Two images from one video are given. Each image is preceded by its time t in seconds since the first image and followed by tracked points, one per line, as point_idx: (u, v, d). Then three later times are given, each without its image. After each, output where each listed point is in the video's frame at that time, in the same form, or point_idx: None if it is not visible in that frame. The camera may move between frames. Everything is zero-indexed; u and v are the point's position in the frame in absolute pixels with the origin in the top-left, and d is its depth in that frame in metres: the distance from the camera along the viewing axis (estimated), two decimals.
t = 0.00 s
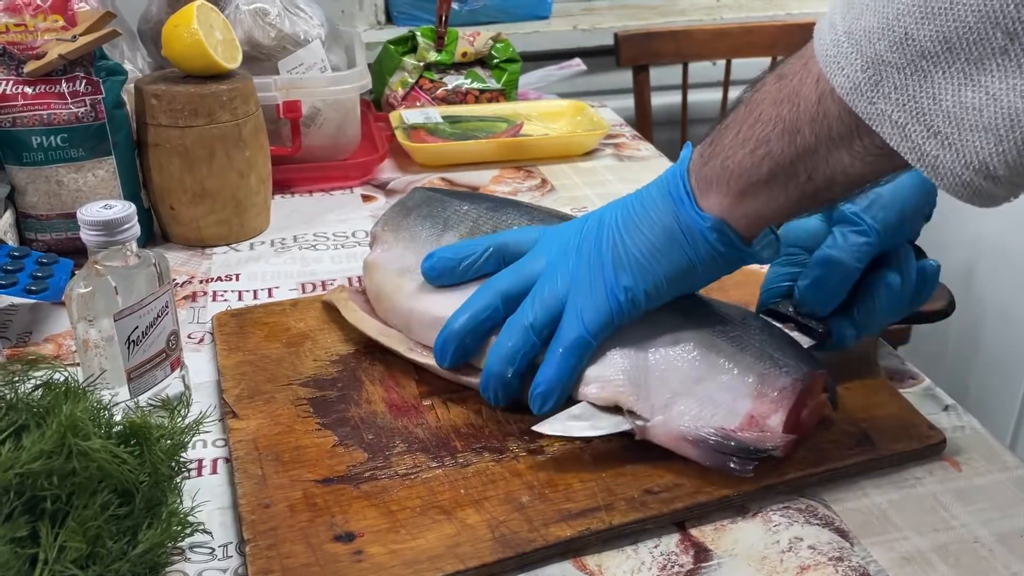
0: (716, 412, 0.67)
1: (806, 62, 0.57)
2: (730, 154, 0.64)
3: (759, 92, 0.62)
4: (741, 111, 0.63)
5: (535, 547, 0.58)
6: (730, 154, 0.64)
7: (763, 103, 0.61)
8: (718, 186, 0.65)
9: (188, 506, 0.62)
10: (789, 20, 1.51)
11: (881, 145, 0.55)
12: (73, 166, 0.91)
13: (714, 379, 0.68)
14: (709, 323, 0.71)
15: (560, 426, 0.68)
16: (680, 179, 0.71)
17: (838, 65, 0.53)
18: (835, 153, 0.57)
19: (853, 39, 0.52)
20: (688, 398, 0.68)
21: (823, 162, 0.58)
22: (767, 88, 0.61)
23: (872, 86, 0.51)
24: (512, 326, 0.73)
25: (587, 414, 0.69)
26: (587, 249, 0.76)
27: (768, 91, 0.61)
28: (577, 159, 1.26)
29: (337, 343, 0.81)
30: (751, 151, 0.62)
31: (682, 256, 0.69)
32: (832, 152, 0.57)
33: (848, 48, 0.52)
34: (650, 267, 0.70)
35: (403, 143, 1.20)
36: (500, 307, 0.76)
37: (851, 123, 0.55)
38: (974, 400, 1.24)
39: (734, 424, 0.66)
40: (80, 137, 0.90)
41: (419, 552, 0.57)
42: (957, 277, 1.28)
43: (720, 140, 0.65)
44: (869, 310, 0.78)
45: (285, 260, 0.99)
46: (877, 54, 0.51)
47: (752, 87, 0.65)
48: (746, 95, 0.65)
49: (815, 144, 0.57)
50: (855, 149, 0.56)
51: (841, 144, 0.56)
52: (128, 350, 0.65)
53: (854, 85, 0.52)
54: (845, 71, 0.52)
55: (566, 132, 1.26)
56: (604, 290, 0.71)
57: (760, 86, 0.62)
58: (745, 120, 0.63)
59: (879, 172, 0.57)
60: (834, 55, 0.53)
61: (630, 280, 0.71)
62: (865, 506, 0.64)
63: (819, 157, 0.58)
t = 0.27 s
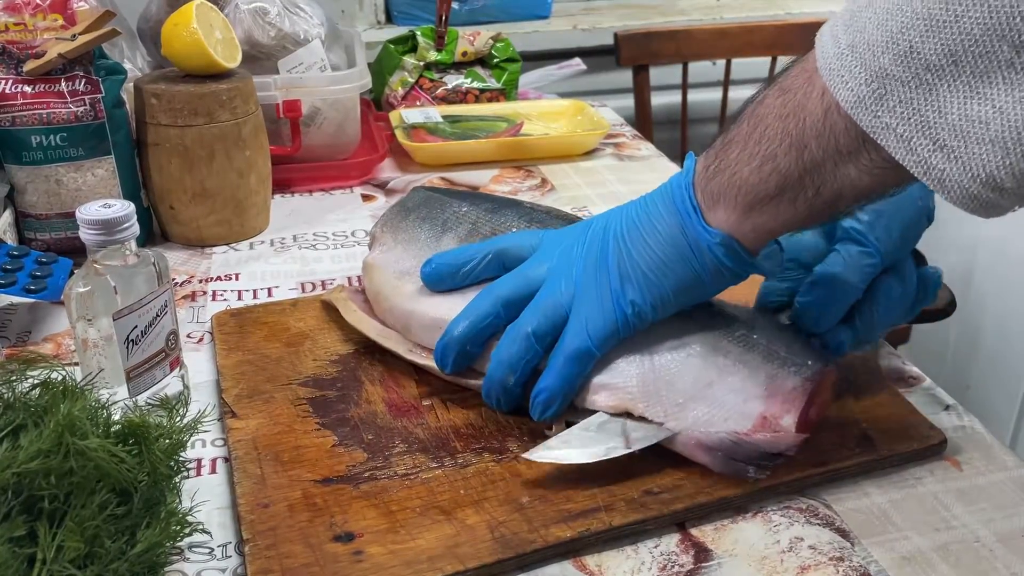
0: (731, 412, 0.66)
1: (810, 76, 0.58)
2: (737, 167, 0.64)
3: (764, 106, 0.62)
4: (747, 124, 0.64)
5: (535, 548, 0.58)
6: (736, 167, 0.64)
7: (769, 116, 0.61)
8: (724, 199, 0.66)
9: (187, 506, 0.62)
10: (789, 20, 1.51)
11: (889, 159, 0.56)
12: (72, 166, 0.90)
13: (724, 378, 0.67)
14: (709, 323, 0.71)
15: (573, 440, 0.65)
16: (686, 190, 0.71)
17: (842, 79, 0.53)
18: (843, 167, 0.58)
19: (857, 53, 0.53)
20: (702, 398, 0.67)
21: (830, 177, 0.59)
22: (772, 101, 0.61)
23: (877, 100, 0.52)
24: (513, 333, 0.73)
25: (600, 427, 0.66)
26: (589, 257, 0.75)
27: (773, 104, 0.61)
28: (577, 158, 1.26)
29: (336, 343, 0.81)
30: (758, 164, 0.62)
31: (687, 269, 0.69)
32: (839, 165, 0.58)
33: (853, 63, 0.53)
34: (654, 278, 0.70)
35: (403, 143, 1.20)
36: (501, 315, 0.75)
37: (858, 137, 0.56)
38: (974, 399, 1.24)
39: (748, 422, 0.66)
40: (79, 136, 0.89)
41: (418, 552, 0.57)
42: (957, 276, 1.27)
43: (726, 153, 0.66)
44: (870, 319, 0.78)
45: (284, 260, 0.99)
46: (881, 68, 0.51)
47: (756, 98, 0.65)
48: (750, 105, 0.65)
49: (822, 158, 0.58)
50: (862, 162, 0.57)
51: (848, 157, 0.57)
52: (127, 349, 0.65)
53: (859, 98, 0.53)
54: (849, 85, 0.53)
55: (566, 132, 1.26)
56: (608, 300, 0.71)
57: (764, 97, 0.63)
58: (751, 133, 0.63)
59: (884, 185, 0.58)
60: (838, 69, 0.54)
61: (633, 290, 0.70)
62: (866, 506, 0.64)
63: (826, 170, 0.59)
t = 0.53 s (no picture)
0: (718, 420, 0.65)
1: (818, 85, 0.58)
2: (746, 174, 0.64)
3: (772, 114, 0.62)
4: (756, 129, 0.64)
5: (534, 548, 0.58)
6: (745, 174, 0.64)
7: (778, 125, 0.61)
8: (733, 207, 0.66)
9: (186, 506, 0.62)
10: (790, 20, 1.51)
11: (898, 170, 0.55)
12: (72, 165, 0.90)
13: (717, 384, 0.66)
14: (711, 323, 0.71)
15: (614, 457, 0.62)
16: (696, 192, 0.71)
17: (851, 93, 0.53)
18: (852, 177, 0.58)
19: (867, 68, 0.53)
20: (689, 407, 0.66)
21: (839, 187, 0.59)
22: (782, 109, 0.61)
23: (887, 115, 0.52)
24: (516, 329, 0.72)
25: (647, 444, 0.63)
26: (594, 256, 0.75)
27: (781, 113, 0.61)
28: (577, 158, 1.26)
29: (336, 343, 0.81)
30: (767, 168, 0.62)
31: (695, 269, 0.69)
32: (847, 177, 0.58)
33: (863, 77, 0.53)
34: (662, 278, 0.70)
35: (403, 142, 1.20)
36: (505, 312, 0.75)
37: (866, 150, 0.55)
38: (974, 398, 1.23)
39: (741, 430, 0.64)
40: (78, 136, 0.89)
41: (418, 552, 0.57)
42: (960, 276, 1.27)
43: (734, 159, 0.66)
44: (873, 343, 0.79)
45: (284, 259, 0.99)
46: (891, 83, 0.51)
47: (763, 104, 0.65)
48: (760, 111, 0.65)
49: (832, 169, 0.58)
50: (872, 174, 0.57)
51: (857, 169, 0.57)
52: (127, 349, 0.65)
53: (868, 112, 0.52)
54: (858, 99, 0.53)
55: (567, 131, 1.26)
56: (614, 299, 0.70)
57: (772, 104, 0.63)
58: (759, 139, 0.63)
59: (893, 195, 0.58)
60: (847, 83, 0.54)
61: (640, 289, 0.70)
62: (866, 506, 0.64)
63: (835, 180, 0.58)
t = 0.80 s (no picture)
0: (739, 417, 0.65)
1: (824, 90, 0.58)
2: (750, 180, 0.64)
3: (778, 121, 0.62)
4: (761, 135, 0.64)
5: (536, 547, 0.58)
6: (749, 179, 0.64)
7: (784, 131, 0.61)
8: (737, 212, 0.66)
9: (188, 505, 0.62)
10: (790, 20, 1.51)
11: (903, 179, 0.56)
12: (73, 165, 0.90)
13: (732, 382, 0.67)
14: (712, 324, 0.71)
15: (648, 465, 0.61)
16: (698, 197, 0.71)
17: (858, 103, 0.53)
18: (856, 185, 0.58)
19: (874, 78, 0.52)
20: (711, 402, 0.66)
21: (843, 196, 0.59)
22: (787, 115, 0.61)
23: (896, 125, 0.51)
24: (517, 331, 0.72)
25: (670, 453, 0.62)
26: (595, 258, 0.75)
27: (787, 119, 0.61)
28: (578, 158, 1.26)
29: (337, 342, 0.81)
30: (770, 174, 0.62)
31: (696, 274, 0.69)
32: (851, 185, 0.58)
33: (870, 88, 0.52)
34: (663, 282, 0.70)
35: (403, 142, 1.20)
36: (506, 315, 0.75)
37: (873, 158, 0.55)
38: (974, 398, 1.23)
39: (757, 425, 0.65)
40: (79, 135, 0.89)
41: (419, 551, 0.57)
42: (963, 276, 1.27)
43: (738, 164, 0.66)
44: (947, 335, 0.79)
45: (284, 259, 0.99)
46: (900, 94, 0.51)
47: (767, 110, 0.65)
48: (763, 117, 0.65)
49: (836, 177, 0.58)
50: (876, 182, 0.57)
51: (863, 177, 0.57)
52: (128, 348, 0.65)
53: (877, 123, 0.52)
54: (866, 109, 0.52)
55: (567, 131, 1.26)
56: (615, 303, 0.70)
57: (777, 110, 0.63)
58: (764, 145, 0.63)
59: (896, 202, 0.58)
60: (854, 93, 0.53)
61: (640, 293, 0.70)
62: (867, 505, 0.64)
63: (841, 188, 0.58)
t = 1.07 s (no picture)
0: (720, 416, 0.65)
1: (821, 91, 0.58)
2: (746, 182, 0.64)
3: (775, 122, 0.62)
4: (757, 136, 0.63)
5: (533, 547, 0.58)
6: (744, 181, 0.64)
7: (780, 133, 0.61)
8: (731, 215, 0.66)
9: (186, 505, 0.62)
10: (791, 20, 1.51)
11: (895, 183, 0.55)
12: (73, 165, 0.91)
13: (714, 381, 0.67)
14: (709, 325, 0.72)
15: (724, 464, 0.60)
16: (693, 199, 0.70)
17: (854, 105, 0.53)
18: (850, 189, 0.58)
19: (870, 79, 0.52)
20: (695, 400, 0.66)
21: (838, 200, 0.59)
22: (783, 116, 0.61)
23: (891, 127, 0.52)
24: (511, 332, 0.72)
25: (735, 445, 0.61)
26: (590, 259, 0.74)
27: (783, 121, 0.61)
28: (577, 158, 1.26)
29: (336, 342, 0.81)
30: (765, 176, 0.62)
31: (691, 278, 0.69)
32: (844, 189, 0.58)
33: (866, 89, 0.52)
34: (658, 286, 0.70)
35: (402, 142, 1.20)
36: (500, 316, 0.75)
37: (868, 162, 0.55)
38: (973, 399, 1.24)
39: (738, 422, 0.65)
40: (78, 136, 0.90)
41: (417, 551, 0.57)
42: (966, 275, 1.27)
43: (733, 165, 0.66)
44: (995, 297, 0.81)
45: (284, 259, 0.99)
46: (895, 96, 0.51)
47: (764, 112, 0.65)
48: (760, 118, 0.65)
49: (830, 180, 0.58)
50: (870, 186, 0.57)
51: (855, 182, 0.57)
52: (127, 349, 0.65)
53: (871, 125, 0.52)
54: (862, 111, 0.53)
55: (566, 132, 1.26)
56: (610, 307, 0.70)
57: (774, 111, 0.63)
58: (759, 146, 0.63)
59: (891, 207, 0.58)
60: (851, 94, 0.53)
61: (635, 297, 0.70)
62: (865, 505, 0.64)
63: (834, 191, 0.58)
